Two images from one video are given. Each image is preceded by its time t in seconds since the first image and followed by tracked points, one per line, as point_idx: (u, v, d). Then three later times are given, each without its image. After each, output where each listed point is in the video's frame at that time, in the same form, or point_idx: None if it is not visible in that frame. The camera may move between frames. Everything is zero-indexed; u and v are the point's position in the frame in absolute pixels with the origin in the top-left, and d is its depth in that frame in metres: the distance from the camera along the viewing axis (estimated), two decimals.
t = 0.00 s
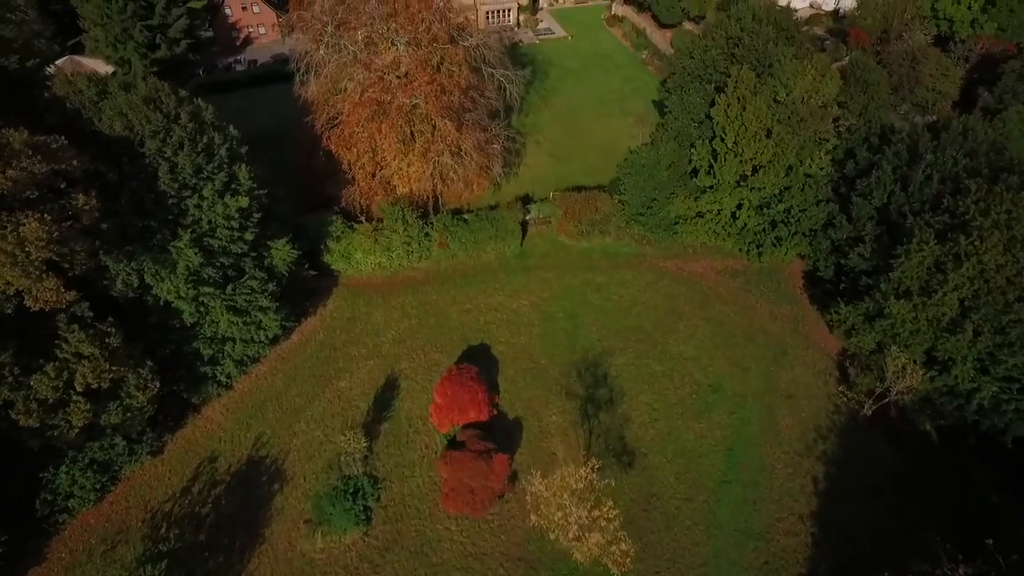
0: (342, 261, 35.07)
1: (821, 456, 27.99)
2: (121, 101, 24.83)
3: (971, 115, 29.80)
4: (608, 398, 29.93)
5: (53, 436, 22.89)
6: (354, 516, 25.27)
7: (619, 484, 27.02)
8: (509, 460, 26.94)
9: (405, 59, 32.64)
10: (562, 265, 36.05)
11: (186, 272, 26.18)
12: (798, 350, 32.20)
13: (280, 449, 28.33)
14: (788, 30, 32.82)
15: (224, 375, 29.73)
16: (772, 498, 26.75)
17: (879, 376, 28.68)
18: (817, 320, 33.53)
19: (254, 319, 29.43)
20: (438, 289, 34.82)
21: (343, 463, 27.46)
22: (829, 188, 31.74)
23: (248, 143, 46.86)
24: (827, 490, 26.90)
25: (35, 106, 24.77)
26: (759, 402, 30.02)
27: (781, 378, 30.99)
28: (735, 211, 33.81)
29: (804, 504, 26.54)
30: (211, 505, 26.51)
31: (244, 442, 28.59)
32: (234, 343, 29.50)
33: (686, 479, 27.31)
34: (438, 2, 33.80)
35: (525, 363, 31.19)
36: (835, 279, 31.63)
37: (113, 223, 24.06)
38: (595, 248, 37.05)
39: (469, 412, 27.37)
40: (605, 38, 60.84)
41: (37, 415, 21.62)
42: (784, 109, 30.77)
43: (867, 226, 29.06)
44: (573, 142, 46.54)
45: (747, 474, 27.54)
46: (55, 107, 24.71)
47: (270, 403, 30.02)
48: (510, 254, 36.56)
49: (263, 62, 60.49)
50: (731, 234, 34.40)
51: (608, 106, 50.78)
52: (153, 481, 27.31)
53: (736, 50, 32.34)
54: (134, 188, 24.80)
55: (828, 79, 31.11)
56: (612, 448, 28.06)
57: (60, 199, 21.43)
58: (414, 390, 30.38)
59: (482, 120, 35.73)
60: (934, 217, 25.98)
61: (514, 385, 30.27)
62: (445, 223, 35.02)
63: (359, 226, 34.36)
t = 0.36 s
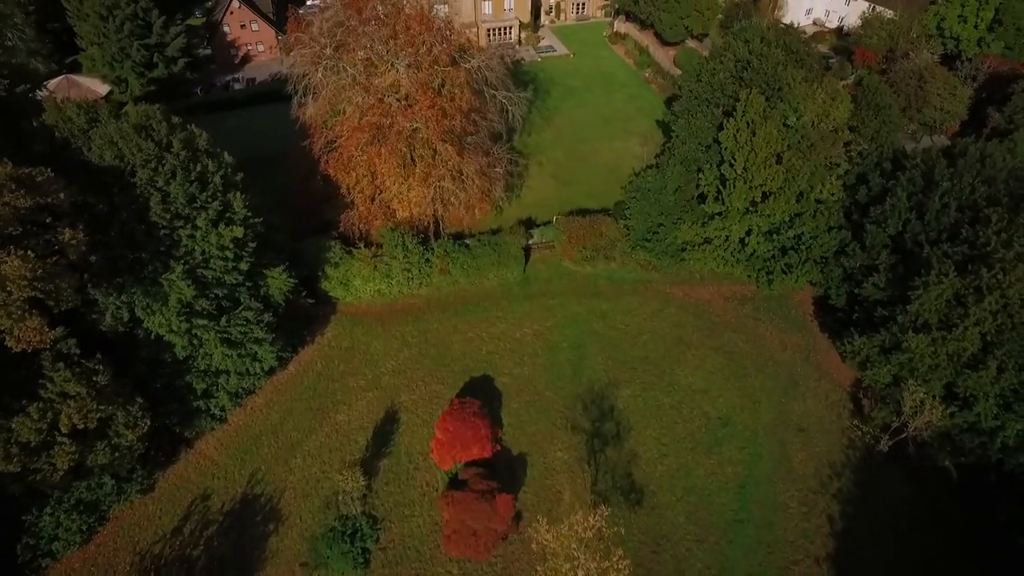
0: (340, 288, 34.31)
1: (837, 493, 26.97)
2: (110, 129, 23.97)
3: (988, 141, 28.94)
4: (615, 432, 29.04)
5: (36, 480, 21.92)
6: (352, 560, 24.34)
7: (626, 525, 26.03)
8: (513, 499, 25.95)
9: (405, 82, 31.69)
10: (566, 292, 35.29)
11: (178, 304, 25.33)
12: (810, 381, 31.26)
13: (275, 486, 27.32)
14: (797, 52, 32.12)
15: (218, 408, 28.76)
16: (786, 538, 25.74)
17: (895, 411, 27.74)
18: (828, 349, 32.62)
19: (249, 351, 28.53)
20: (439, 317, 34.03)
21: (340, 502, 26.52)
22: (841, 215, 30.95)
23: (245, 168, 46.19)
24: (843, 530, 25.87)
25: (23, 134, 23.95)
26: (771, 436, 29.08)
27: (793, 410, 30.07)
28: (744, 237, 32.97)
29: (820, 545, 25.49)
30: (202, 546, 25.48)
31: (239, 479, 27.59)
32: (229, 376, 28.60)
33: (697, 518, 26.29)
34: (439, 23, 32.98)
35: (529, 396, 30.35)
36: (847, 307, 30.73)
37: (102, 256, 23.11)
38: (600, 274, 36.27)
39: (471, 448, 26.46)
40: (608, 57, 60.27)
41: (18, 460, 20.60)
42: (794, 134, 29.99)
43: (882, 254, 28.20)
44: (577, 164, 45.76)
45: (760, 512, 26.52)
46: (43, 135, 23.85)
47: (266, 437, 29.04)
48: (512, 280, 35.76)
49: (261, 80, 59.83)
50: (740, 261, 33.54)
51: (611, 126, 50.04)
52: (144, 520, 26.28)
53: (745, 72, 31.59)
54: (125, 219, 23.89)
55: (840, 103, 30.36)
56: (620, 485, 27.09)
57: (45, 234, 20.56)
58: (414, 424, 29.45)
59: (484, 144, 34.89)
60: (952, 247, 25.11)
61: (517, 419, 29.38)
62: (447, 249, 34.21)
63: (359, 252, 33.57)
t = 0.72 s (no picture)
0: (338, 316, 33.46)
1: (854, 534, 25.87)
2: (98, 158, 23.05)
3: (1009, 167, 27.98)
4: (622, 468, 28.06)
5: (15, 530, 20.69)
6: None
7: (635, 568, 24.94)
8: (516, 542, 24.91)
9: (405, 105, 30.78)
10: (570, 320, 34.43)
11: (169, 339, 24.36)
12: (823, 413, 30.22)
13: (270, 527, 26.20)
14: (807, 75, 31.32)
15: (210, 444, 27.70)
16: None
17: (914, 448, 26.69)
18: (841, 379, 31.59)
19: (243, 385, 27.50)
20: (440, 347, 33.14)
21: (337, 544, 25.52)
22: (855, 242, 30.04)
23: (239, 191, 45.35)
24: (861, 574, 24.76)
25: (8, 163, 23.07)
26: (784, 473, 28.02)
27: (806, 445, 29.03)
28: (754, 265, 32.03)
29: None
30: None
31: (231, 519, 26.47)
32: (222, 411, 27.57)
33: (709, 561, 25.20)
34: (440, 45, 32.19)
35: (533, 430, 29.39)
36: (861, 337, 29.71)
37: (88, 290, 22.09)
38: (605, 301, 35.43)
39: (473, 487, 25.45)
40: (610, 75, 59.60)
41: None
42: (806, 160, 29.16)
43: (898, 285, 27.25)
44: (579, 185, 44.88)
45: (775, 555, 25.43)
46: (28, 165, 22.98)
47: (260, 474, 27.94)
48: (515, 307, 34.88)
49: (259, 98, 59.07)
50: (750, 289, 32.62)
51: (614, 146, 49.19)
52: (132, 563, 25.12)
53: (755, 96, 30.78)
54: (113, 252, 22.93)
55: (852, 127, 29.73)
56: (628, 526, 26.04)
57: (26, 270, 19.62)
58: (414, 459, 28.40)
59: (486, 168, 34.00)
60: (973, 280, 24.21)
61: (521, 455, 28.40)
62: (447, 275, 33.40)
63: (357, 279, 32.75)
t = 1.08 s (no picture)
0: (335, 346, 32.44)
1: None
2: (84, 189, 22.05)
3: None
4: (631, 508, 26.94)
5: None
6: None
7: None
8: None
9: (405, 130, 29.79)
10: (575, 350, 33.46)
11: (157, 378, 23.29)
12: (839, 449, 29.07)
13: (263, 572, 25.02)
14: (820, 99, 30.48)
15: (201, 482, 26.55)
16: None
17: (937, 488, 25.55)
18: (857, 412, 30.48)
19: (236, 423, 26.38)
20: (441, 378, 32.12)
21: None
22: (871, 272, 29.02)
23: (235, 213, 44.39)
24: None
25: None
26: (800, 513, 26.87)
27: (822, 483, 27.90)
28: (765, 294, 31.04)
29: None
30: None
31: (223, 563, 25.28)
32: (213, 449, 26.46)
33: None
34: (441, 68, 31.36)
35: (538, 468, 28.32)
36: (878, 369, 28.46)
37: (71, 328, 21.01)
38: (611, 329, 34.53)
39: (476, 531, 24.26)
40: (613, 93, 58.84)
41: None
42: (819, 187, 28.32)
43: (917, 317, 26.19)
44: (582, 208, 43.95)
45: None
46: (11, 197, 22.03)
47: (254, 514, 26.76)
48: (518, 337, 33.94)
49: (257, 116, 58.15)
50: (761, 319, 31.59)
51: (618, 167, 48.27)
52: None
53: (766, 121, 29.93)
54: (99, 287, 21.91)
55: (867, 153, 28.84)
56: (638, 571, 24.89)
57: (5, 310, 18.92)
58: (415, 499, 27.28)
59: (488, 194, 33.10)
60: (999, 315, 23.19)
61: (525, 494, 27.34)
62: (448, 303, 32.49)
63: (356, 308, 31.83)
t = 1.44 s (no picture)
0: (333, 378, 31.35)
1: None
2: (66, 223, 20.85)
3: None
4: (641, 552, 25.72)
5: None
6: None
7: None
8: None
9: (405, 157, 28.86)
10: (580, 382, 32.44)
11: (144, 420, 22.10)
12: (857, 488, 27.86)
13: None
14: (834, 123, 29.66)
15: (191, 526, 25.29)
16: None
17: (963, 533, 24.31)
18: (875, 448, 29.26)
19: (228, 464, 25.15)
20: (442, 412, 31.08)
21: None
22: (889, 303, 27.99)
23: (230, 236, 43.33)
24: None
25: None
26: (818, 557, 25.62)
27: (840, 524, 26.68)
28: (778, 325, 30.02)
29: None
30: None
31: None
32: (204, 491, 25.25)
33: None
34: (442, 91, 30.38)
35: (543, 509, 27.14)
36: (897, 406, 27.33)
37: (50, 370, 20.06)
38: (618, 359, 33.50)
39: None
40: (616, 112, 57.98)
41: None
42: (834, 216, 27.48)
43: (939, 352, 25.06)
44: (588, 230, 42.87)
45: None
46: None
47: (245, 559, 25.43)
48: (522, 368, 32.95)
49: (254, 135, 57.20)
50: (773, 351, 30.52)
51: (623, 188, 47.25)
52: None
53: (778, 147, 29.08)
54: (82, 326, 20.84)
55: (882, 180, 28.44)
56: None
57: None
58: (415, 542, 26.07)
59: (490, 221, 32.20)
60: None
61: (530, 536, 26.15)
62: (450, 334, 31.56)
63: (354, 338, 30.85)
